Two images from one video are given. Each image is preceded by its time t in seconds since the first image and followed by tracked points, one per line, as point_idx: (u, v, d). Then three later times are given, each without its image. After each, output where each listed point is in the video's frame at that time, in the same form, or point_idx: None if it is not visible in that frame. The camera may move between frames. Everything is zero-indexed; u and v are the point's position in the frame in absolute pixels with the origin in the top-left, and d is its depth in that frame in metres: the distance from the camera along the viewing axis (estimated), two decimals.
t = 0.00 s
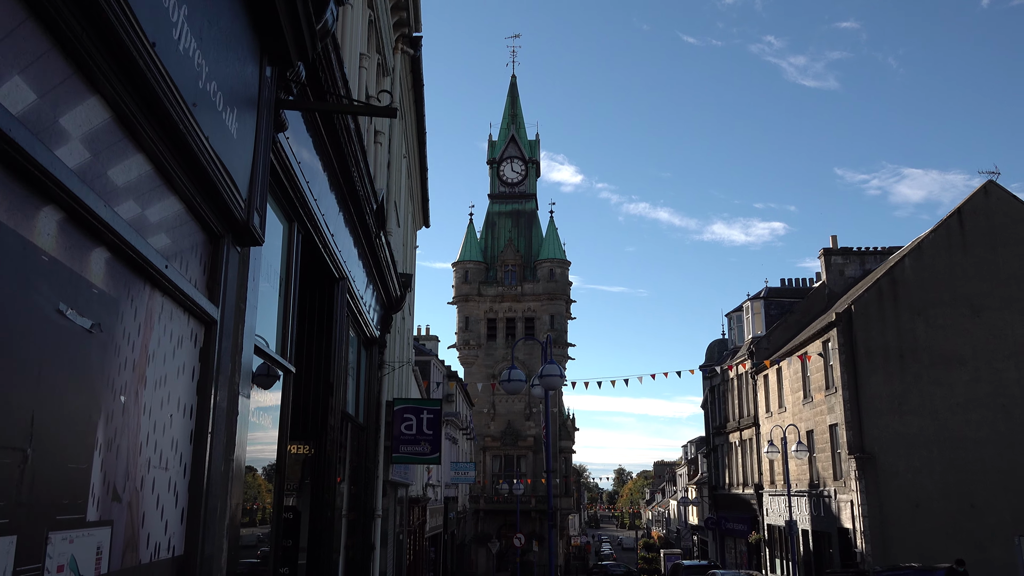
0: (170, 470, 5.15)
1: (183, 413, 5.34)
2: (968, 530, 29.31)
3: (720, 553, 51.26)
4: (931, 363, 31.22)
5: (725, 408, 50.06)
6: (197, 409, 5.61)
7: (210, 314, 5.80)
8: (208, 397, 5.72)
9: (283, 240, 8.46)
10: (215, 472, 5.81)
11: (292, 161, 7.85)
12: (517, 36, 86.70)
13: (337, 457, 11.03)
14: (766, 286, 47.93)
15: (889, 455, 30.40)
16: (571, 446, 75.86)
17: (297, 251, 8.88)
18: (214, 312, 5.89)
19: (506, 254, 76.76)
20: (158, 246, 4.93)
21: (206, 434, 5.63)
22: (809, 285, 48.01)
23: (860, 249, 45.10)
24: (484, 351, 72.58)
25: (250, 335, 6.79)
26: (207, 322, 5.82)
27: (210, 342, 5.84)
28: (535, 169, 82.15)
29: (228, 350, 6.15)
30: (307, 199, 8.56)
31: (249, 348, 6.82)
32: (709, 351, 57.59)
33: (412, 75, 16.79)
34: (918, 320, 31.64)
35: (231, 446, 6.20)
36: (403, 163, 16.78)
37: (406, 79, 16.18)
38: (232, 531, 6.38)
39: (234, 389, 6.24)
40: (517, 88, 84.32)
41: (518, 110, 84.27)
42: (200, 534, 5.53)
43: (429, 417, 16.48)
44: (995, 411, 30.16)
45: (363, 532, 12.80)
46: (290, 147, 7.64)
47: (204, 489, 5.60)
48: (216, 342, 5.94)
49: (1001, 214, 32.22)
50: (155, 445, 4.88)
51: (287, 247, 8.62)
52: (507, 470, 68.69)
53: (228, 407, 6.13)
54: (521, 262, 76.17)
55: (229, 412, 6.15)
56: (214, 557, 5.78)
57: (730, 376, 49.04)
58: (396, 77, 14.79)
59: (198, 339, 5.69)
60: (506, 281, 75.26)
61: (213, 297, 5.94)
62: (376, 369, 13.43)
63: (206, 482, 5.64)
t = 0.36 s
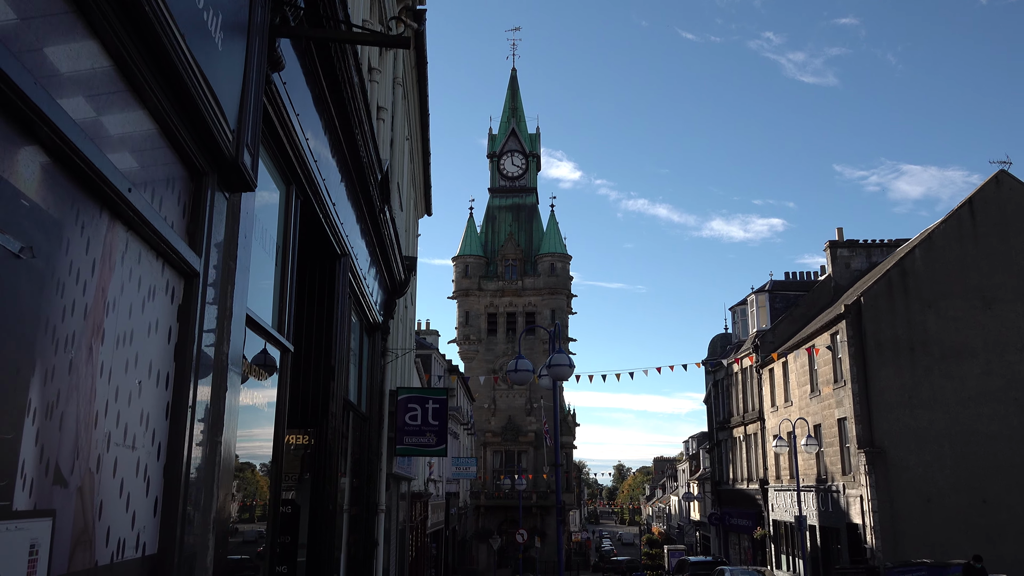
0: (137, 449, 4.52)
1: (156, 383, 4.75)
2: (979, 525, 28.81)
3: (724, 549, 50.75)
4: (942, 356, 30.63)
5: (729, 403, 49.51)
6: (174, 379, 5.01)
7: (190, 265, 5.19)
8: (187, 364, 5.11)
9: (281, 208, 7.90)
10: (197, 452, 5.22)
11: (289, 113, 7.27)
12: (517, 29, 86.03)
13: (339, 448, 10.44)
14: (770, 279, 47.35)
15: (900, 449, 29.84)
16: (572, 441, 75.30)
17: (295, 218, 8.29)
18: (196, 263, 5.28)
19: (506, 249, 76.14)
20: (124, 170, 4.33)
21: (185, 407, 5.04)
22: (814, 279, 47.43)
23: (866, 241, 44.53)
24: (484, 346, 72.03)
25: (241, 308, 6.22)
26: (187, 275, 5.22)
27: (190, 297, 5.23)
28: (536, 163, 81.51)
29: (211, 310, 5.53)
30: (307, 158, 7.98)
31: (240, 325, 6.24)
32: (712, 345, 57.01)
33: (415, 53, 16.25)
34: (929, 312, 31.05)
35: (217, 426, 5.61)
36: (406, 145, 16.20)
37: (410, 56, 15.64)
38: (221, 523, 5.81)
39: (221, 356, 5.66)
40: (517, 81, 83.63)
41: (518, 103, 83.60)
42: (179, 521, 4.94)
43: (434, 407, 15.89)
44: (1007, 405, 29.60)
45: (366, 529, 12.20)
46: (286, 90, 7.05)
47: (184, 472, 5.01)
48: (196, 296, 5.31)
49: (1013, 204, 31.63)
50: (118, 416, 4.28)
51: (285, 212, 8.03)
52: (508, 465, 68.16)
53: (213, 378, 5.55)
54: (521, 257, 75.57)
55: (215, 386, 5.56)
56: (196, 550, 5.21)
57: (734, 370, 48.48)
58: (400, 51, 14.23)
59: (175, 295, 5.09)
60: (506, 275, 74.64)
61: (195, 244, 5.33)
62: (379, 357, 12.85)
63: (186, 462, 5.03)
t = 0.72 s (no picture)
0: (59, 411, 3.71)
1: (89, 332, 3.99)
2: (988, 514, 28.29)
3: (725, 539, 50.40)
4: (950, 342, 30.07)
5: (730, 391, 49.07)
6: (113, 326, 4.27)
7: (137, 186, 4.41)
8: (132, 305, 4.38)
9: (266, 164, 7.29)
10: (148, 418, 4.53)
11: (273, 45, 6.64)
12: (514, 16, 85.21)
13: (332, 432, 9.83)
14: (772, 267, 46.78)
15: (907, 438, 29.30)
16: (571, 432, 74.89)
17: (282, 171, 7.67)
18: (144, 185, 4.52)
19: (504, 238, 75.54)
20: (31, 33, 3.31)
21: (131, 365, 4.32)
22: (817, 266, 46.88)
23: (869, 227, 43.97)
24: (482, 336, 71.51)
25: (213, 270, 5.61)
26: (133, 197, 4.45)
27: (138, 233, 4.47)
28: (534, 151, 80.85)
29: (168, 244, 4.81)
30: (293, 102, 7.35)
31: (210, 292, 5.64)
32: (713, 334, 56.48)
33: (413, 24, 15.69)
34: (937, 298, 30.47)
35: (178, 395, 4.98)
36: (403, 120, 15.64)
37: (407, 24, 15.08)
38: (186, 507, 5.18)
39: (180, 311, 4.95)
40: (514, 68, 82.89)
41: (515, 91, 82.87)
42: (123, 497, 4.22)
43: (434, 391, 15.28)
44: (1016, 391, 29.06)
45: (364, 521, 11.63)
46: (268, 18, 6.44)
47: (130, 442, 4.31)
48: (145, 223, 4.54)
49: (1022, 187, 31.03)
50: (33, 363, 3.47)
51: (271, 162, 7.40)
52: (507, 456, 67.73)
53: (171, 337, 4.86)
54: (520, 246, 74.98)
55: (173, 348, 4.88)
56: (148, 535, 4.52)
57: (735, 358, 47.98)
58: (398, 15, 13.65)
59: (117, 221, 4.32)
60: (504, 265, 74.06)
61: (143, 163, 4.57)
62: (377, 338, 12.24)
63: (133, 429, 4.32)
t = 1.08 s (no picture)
0: None
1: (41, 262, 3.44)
2: (998, 511, 27.66)
3: (726, 535, 49.93)
4: (959, 335, 29.49)
5: (733, 386, 48.54)
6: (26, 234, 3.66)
7: (62, 60, 3.82)
8: (54, 208, 3.79)
9: (250, 110, 6.73)
10: (75, 348, 3.94)
11: None
12: (514, 10, 84.56)
13: (326, 416, 9.24)
14: (776, 260, 46.20)
15: (916, 432, 28.74)
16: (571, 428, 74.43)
17: (270, 123, 7.12)
18: (73, 62, 3.92)
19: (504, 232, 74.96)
20: None
21: (50, 294, 3.74)
22: (822, 260, 46.32)
23: (875, 220, 43.42)
24: (482, 331, 70.89)
25: (175, 221, 5.08)
26: (58, 75, 3.86)
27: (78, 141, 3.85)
28: (534, 145, 80.23)
29: (104, 141, 4.20)
30: (282, 43, 6.82)
31: (173, 237, 5.10)
32: (714, 329, 55.92)
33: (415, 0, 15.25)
34: (946, 290, 29.91)
35: (123, 344, 4.45)
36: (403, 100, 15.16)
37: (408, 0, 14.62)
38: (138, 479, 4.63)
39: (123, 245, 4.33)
40: (515, 62, 82.22)
41: (515, 84, 82.22)
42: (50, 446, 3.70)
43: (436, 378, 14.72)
44: None
45: (361, 513, 11.04)
46: None
47: (49, 391, 3.74)
48: (75, 111, 3.95)
49: None
50: None
51: (257, 109, 6.84)
52: (506, 452, 67.18)
53: (110, 280, 4.32)
54: (520, 240, 74.42)
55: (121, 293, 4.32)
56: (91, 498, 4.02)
57: (738, 353, 47.43)
58: None
59: (37, 101, 3.73)
60: (504, 259, 73.45)
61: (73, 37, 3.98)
62: (375, 320, 11.65)
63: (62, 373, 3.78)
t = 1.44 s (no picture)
0: None
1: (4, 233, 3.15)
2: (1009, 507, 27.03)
3: (728, 531, 49.50)
4: (969, 328, 28.87)
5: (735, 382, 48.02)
6: None
7: None
8: None
9: (225, 51, 6.11)
10: None
11: None
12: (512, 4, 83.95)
13: (317, 404, 8.63)
14: (779, 254, 45.61)
15: (925, 427, 28.18)
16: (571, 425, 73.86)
17: (250, 72, 6.54)
18: None
19: (503, 228, 74.36)
20: None
21: None
22: (825, 253, 45.74)
23: (879, 213, 42.87)
24: (481, 328, 70.30)
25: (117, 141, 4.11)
26: None
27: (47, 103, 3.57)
28: (533, 140, 79.66)
29: None
30: None
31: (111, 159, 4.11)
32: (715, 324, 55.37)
33: None
34: (955, 282, 29.31)
35: (21, 278, 3.33)
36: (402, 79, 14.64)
37: None
38: (100, 473, 4.29)
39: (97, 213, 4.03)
40: (513, 56, 81.62)
41: (514, 79, 81.61)
42: (28, 439, 3.41)
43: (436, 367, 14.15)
44: None
45: (358, 511, 10.45)
46: None
47: None
48: None
49: None
50: None
51: (232, 51, 6.22)
52: (506, 449, 66.66)
53: None
54: (519, 235, 73.88)
55: (72, 241, 3.71)
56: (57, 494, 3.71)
57: (740, 348, 46.89)
58: None
59: None
60: (503, 255, 72.90)
61: None
62: (373, 304, 11.07)
63: (41, 358, 3.50)
